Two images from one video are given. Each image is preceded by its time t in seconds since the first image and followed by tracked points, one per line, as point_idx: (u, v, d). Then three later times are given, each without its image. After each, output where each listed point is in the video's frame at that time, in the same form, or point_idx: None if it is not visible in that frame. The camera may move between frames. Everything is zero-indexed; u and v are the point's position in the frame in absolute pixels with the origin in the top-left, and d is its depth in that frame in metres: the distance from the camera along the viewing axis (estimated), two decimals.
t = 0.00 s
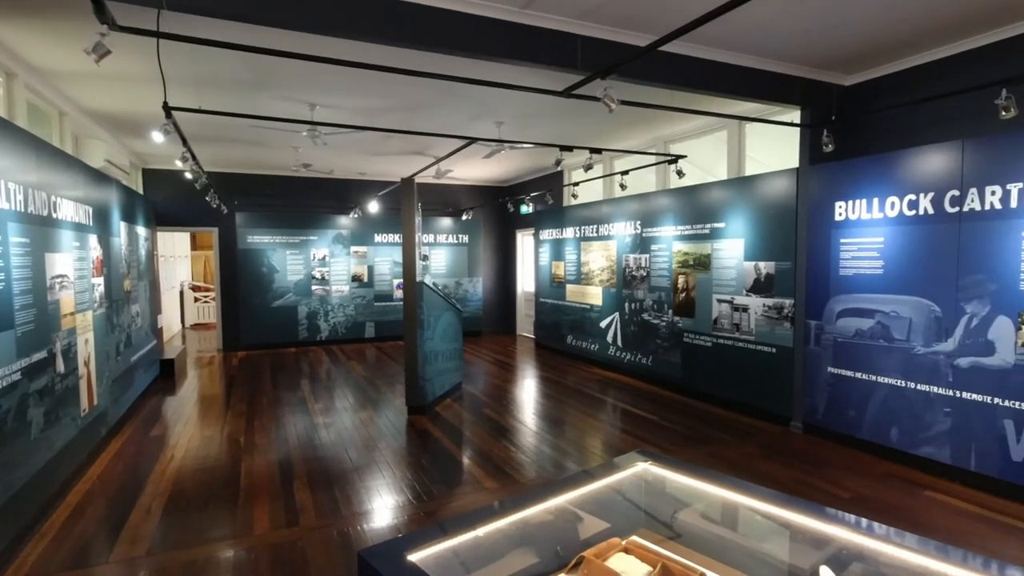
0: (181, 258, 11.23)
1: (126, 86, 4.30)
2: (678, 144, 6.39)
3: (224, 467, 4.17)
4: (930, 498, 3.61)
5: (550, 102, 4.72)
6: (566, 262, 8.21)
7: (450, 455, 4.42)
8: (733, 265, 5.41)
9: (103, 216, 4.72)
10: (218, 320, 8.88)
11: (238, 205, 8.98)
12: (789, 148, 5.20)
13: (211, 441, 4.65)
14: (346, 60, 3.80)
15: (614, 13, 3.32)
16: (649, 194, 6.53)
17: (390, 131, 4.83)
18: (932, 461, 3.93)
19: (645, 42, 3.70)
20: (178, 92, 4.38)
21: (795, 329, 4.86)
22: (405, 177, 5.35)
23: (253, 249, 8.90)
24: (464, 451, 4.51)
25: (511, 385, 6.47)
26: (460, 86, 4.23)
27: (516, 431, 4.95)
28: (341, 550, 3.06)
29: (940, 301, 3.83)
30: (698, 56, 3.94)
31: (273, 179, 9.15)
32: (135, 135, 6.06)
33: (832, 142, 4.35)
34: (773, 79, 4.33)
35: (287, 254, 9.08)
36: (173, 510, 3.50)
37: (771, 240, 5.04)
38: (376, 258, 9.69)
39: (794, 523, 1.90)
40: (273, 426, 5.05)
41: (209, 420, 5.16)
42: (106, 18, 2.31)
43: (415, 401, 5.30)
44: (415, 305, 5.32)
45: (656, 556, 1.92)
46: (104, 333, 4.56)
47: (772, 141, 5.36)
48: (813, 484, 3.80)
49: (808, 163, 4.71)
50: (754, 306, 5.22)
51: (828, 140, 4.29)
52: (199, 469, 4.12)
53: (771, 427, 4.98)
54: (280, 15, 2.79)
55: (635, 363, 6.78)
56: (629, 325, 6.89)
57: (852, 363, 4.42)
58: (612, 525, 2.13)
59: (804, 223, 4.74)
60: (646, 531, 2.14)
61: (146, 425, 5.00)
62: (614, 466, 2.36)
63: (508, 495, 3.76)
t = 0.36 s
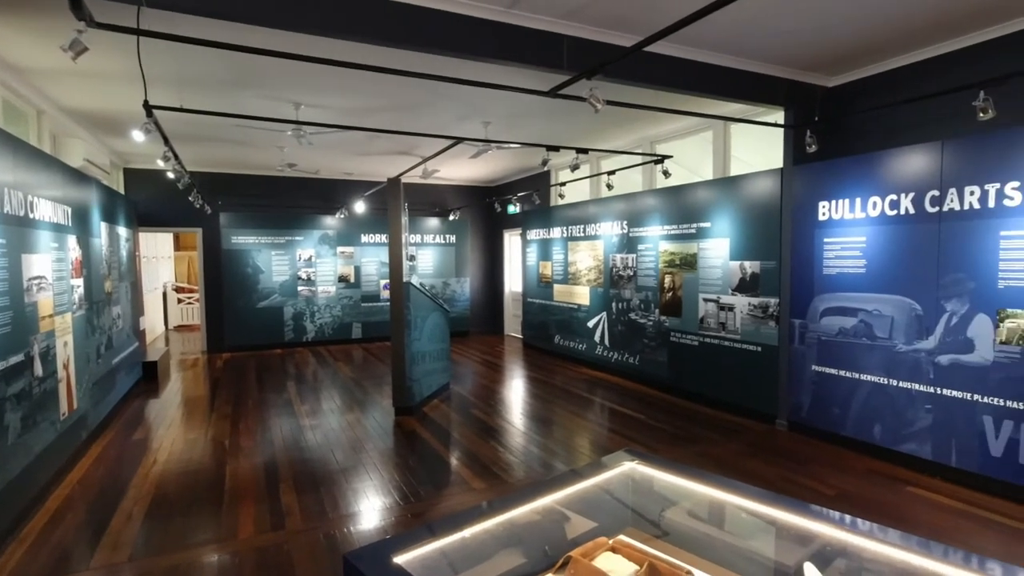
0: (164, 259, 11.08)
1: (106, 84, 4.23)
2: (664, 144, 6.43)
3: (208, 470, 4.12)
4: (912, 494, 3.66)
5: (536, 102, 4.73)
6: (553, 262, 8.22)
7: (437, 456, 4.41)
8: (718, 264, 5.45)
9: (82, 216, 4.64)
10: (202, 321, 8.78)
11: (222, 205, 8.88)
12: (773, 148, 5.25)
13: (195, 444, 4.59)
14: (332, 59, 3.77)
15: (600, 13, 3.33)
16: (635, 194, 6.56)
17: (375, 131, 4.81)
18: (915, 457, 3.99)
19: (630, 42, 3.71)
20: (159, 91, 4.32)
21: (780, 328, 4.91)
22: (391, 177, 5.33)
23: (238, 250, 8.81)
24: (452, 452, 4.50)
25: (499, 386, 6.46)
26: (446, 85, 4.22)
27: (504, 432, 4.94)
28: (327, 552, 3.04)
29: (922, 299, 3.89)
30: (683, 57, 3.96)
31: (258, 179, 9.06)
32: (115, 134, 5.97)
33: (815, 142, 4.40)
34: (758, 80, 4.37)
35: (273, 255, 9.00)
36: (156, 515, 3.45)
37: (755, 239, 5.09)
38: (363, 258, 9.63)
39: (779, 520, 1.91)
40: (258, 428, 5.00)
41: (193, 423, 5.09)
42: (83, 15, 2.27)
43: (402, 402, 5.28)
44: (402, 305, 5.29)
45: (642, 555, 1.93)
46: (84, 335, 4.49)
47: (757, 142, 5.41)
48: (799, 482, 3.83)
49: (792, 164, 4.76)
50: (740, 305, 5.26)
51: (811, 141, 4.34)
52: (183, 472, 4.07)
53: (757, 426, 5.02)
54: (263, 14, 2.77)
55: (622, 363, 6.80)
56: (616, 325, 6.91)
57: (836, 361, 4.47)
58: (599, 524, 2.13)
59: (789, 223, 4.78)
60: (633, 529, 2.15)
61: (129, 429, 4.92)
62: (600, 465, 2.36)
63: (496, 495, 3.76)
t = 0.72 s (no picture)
0: (148, 257, 10.94)
1: (88, 79, 4.17)
2: (653, 144, 6.45)
3: (193, 471, 4.08)
4: (897, 491, 3.71)
5: (526, 101, 4.72)
6: (542, 261, 8.22)
7: (426, 456, 4.39)
8: (706, 264, 5.48)
9: (64, 214, 4.56)
10: (188, 321, 8.68)
11: (207, 203, 8.77)
12: (761, 149, 5.28)
13: (180, 445, 4.54)
14: (319, 56, 3.74)
15: (589, 13, 3.33)
16: (624, 193, 6.58)
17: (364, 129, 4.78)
18: (898, 454, 4.04)
19: (620, 42, 3.72)
20: (143, 87, 4.27)
21: (767, 327, 4.94)
22: (380, 175, 5.30)
23: (224, 249, 8.72)
24: (441, 452, 4.48)
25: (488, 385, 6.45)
26: (435, 84, 4.21)
27: (493, 431, 4.93)
28: (314, 553, 3.02)
29: (906, 298, 3.94)
30: (672, 57, 3.98)
31: (244, 177, 8.96)
32: (97, 131, 5.88)
33: (802, 143, 4.44)
34: (746, 81, 4.40)
35: (260, 253, 8.92)
36: (140, 517, 3.40)
37: (743, 239, 5.12)
38: (351, 257, 9.57)
39: (766, 518, 1.92)
40: (245, 428, 4.95)
41: (178, 424, 5.02)
42: (63, 9, 2.23)
43: (391, 402, 5.25)
44: (390, 304, 5.26)
45: (631, 553, 1.93)
46: (65, 335, 4.42)
47: (745, 142, 5.44)
48: (786, 480, 3.87)
49: (779, 164, 4.80)
50: (727, 304, 5.30)
51: (798, 141, 4.38)
52: (168, 473, 4.02)
53: (744, 424, 5.05)
54: (249, 9, 2.74)
55: (611, 362, 6.82)
56: (605, 324, 6.93)
57: (821, 359, 4.52)
58: (588, 523, 2.13)
59: (776, 222, 4.82)
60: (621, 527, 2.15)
61: (112, 430, 4.85)
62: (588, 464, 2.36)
63: (485, 495, 3.75)
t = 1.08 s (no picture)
0: (131, 254, 10.78)
1: (68, 73, 4.09)
2: (640, 143, 6.47)
3: (177, 471, 4.03)
4: (880, 486, 3.76)
5: (514, 99, 4.71)
6: (530, 259, 8.23)
7: (414, 454, 4.38)
8: (694, 262, 5.52)
9: (43, 210, 4.47)
10: (172, 319, 8.57)
11: (191, 200, 8.66)
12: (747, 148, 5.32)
13: (163, 445, 4.48)
14: (305, 51, 3.70)
15: (577, 11, 3.33)
16: (612, 191, 6.59)
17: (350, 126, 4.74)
18: (881, 450, 4.11)
19: (607, 41, 3.72)
20: (125, 81, 4.20)
21: (753, 325, 4.99)
22: (367, 172, 5.26)
23: (209, 246, 8.62)
24: (428, 450, 4.47)
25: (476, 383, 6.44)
26: (423, 81, 4.18)
27: (481, 429, 4.93)
28: (301, 553, 3.00)
29: (889, 297, 3.99)
30: (659, 56, 3.99)
31: (229, 174, 8.86)
32: (77, 125, 5.77)
33: (788, 142, 4.48)
34: (733, 80, 4.42)
35: (245, 251, 8.82)
36: (122, 518, 3.35)
37: (730, 238, 5.16)
38: (338, 255, 9.51)
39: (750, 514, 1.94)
40: (230, 428, 4.90)
41: (162, 424, 4.95)
42: None
43: (378, 401, 5.22)
44: (377, 302, 5.23)
45: (618, 550, 1.93)
46: (45, 334, 4.34)
47: (731, 142, 5.47)
48: (772, 476, 3.90)
49: (765, 164, 4.83)
50: (714, 302, 5.33)
51: (784, 141, 4.42)
52: (151, 474, 3.96)
53: (730, 421, 5.10)
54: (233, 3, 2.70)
55: (599, 360, 6.84)
56: (593, 322, 6.95)
57: (806, 357, 4.57)
58: (576, 520, 2.14)
59: (762, 221, 4.86)
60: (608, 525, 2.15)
61: (93, 430, 4.77)
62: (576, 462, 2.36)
63: (473, 493, 3.75)
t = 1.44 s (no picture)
0: (105, 253, 10.55)
1: (38, 66, 3.99)
2: (623, 141, 6.50)
3: (154, 473, 3.95)
4: (858, 480, 3.82)
5: (497, 97, 4.71)
6: (513, 257, 8.23)
7: (397, 453, 4.35)
8: (676, 260, 5.56)
9: (12, 208, 4.36)
10: (149, 318, 8.41)
11: (168, 197, 8.50)
12: (728, 147, 5.37)
13: (140, 447, 4.39)
14: (284, 46, 3.65)
15: (559, 9, 3.33)
16: (595, 190, 6.62)
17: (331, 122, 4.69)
18: (858, 444, 4.18)
19: (589, 39, 3.73)
20: (98, 75, 4.10)
21: (734, 322, 5.05)
22: (349, 170, 5.21)
23: (187, 244, 8.47)
24: (412, 449, 4.45)
25: (459, 382, 6.42)
26: (405, 77, 4.16)
27: (465, 428, 4.92)
28: (282, 554, 2.96)
29: (866, 293, 4.06)
30: (641, 54, 4.01)
31: (207, 171, 8.71)
32: (48, 120, 5.63)
33: (768, 141, 4.53)
34: (714, 79, 4.46)
35: (224, 249, 8.69)
36: (98, 522, 3.28)
37: (711, 236, 5.21)
38: (320, 254, 9.41)
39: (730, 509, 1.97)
40: (209, 429, 4.82)
41: (138, 425, 4.86)
42: None
43: (360, 400, 5.18)
44: (359, 301, 5.19)
45: (601, 546, 1.92)
46: (15, 334, 4.23)
47: (713, 141, 5.52)
48: (754, 472, 3.94)
49: (746, 162, 4.89)
50: (696, 300, 5.38)
51: (763, 140, 4.47)
52: (127, 476, 3.89)
53: (712, 417, 5.15)
54: None
55: (582, 357, 6.87)
56: (576, 320, 6.97)
57: (786, 353, 4.63)
58: (558, 517, 2.12)
59: (742, 219, 4.91)
60: (592, 522, 2.15)
61: (67, 432, 4.67)
62: (560, 459, 2.35)
63: (456, 491, 3.74)
